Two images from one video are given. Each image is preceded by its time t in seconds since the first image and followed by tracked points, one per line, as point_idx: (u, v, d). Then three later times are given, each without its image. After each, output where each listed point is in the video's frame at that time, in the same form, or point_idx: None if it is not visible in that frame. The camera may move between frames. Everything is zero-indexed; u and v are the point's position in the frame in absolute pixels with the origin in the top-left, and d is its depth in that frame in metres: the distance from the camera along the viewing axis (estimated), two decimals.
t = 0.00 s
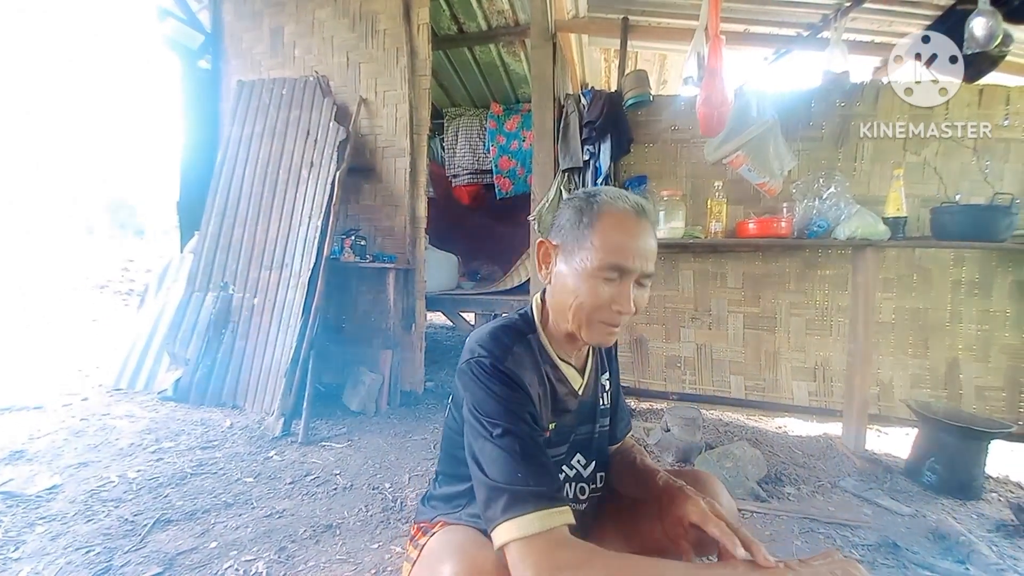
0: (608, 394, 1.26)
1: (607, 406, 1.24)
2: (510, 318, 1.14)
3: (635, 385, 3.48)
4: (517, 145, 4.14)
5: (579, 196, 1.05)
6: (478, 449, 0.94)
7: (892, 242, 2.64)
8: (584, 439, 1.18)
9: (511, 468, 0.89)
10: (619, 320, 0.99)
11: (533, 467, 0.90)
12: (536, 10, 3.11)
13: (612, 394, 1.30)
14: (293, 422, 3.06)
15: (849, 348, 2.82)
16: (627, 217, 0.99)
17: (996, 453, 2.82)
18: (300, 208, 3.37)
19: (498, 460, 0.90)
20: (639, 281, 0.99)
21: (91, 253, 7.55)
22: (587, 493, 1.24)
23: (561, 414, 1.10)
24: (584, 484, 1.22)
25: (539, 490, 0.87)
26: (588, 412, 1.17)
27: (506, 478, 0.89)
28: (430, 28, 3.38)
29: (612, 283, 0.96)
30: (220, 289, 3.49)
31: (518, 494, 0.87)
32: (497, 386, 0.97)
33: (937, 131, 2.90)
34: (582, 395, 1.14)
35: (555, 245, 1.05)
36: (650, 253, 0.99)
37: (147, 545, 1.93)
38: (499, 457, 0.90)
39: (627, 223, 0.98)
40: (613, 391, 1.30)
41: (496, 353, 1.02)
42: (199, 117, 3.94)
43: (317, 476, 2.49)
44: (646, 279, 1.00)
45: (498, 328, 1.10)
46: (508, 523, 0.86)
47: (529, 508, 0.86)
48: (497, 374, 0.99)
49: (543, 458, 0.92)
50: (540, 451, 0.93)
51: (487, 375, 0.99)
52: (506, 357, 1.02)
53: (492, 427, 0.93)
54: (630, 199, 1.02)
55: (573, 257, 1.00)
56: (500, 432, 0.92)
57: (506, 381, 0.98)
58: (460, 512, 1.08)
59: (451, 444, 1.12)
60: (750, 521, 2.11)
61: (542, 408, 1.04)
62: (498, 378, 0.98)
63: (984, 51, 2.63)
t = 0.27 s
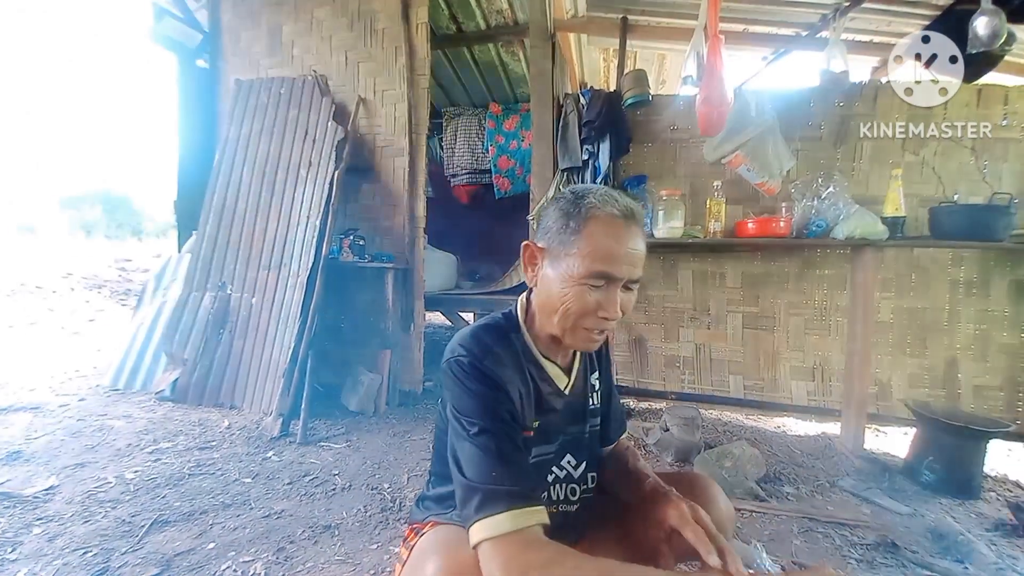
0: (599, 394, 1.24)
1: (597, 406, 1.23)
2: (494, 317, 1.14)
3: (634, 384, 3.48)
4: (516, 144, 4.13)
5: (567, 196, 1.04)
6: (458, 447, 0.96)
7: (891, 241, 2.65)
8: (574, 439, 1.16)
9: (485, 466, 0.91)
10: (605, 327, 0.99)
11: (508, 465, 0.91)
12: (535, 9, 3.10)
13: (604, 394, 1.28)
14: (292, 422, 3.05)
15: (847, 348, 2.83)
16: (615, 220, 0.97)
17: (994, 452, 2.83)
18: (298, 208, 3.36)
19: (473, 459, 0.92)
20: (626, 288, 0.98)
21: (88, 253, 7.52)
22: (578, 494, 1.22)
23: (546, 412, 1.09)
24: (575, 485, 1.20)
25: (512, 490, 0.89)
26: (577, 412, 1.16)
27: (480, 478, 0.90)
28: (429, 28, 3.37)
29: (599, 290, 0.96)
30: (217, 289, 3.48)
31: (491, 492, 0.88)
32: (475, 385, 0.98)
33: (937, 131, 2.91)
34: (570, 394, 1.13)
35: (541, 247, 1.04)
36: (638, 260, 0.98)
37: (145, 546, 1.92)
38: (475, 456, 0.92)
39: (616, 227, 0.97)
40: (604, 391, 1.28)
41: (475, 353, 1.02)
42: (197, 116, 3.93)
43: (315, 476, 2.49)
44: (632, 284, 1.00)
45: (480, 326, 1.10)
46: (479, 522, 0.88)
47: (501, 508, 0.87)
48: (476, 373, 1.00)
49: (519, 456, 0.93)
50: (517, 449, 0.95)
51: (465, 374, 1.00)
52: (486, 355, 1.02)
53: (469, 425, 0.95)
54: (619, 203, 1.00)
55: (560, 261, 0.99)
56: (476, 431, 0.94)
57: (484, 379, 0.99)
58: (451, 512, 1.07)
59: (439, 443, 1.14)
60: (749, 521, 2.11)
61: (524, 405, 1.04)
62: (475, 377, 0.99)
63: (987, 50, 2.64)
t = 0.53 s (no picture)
0: (583, 395, 1.24)
1: (582, 408, 1.22)
2: (469, 319, 1.13)
3: (630, 384, 3.49)
4: (512, 144, 4.15)
5: (528, 192, 1.04)
6: (429, 452, 0.98)
7: (886, 241, 2.66)
8: (557, 441, 1.15)
9: (451, 472, 0.92)
10: (575, 322, 0.98)
11: (473, 471, 0.92)
12: (532, 9, 3.10)
13: (590, 395, 1.28)
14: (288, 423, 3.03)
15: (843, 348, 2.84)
16: (577, 213, 0.97)
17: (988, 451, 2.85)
18: (294, 207, 3.34)
19: (441, 466, 0.93)
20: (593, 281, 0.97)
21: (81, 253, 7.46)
22: (565, 498, 1.22)
23: (523, 414, 1.08)
24: (561, 488, 1.19)
25: (477, 498, 0.90)
26: (559, 414, 1.15)
27: (447, 486, 0.92)
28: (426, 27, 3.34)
29: (564, 285, 0.95)
30: (212, 289, 3.46)
31: (455, 499, 0.90)
32: (442, 390, 0.98)
33: (937, 131, 2.92)
34: (549, 395, 1.12)
35: (508, 246, 1.04)
36: (604, 252, 0.97)
37: (139, 548, 1.91)
38: (442, 462, 0.94)
39: (577, 219, 0.97)
40: (589, 392, 1.27)
41: (445, 357, 1.01)
42: (192, 115, 3.90)
43: (311, 477, 2.47)
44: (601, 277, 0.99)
45: (454, 329, 1.09)
46: (444, 531, 0.89)
47: (466, 516, 0.89)
48: (444, 378, 0.99)
49: (486, 462, 0.94)
50: (484, 454, 0.95)
51: (434, 380, 0.99)
52: (456, 360, 1.01)
53: (438, 431, 0.97)
54: (583, 196, 1.00)
55: (526, 258, 0.98)
56: (444, 437, 0.95)
57: (452, 384, 0.98)
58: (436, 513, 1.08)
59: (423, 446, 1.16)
60: (745, 520, 2.12)
61: (497, 407, 1.03)
62: (444, 383, 0.98)
63: (983, 50, 2.66)
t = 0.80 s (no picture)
0: (571, 398, 1.23)
1: (571, 411, 1.22)
2: (451, 319, 1.14)
3: (628, 384, 3.49)
4: (510, 144, 4.13)
5: (492, 189, 1.05)
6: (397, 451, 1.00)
7: (881, 241, 2.68)
8: (544, 445, 1.14)
9: (407, 474, 0.93)
10: (545, 316, 0.97)
11: (428, 474, 0.92)
12: (529, 10, 3.10)
13: (579, 398, 1.27)
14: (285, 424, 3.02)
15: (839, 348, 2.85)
16: (537, 203, 0.97)
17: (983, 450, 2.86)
18: (291, 207, 3.33)
19: (402, 465, 0.95)
20: (560, 272, 0.97)
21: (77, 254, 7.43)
22: (553, 502, 1.18)
23: (501, 416, 1.07)
24: (548, 492, 1.16)
25: (427, 501, 0.90)
26: (543, 417, 1.14)
27: (403, 486, 0.93)
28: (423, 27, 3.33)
29: (528, 277, 0.96)
30: (209, 290, 3.44)
31: (405, 500, 0.91)
32: (411, 391, 1.00)
33: (937, 131, 2.93)
34: (531, 397, 1.12)
35: (478, 243, 1.06)
36: (570, 241, 0.97)
37: (135, 550, 1.90)
38: (403, 462, 0.96)
39: (537, 209, 0.96)
40: (578, 395, 1.26)
41: (417, 357, 1.02)
42: (189, 115, 3.89)
43: (309, 478, 2.47)
44: (568, 267, 0.98)
45: (434, 329, 1.10)
46: (394, 531, 0.90)
47: (411, 518, 0.89)
48: (414, 379, 1.00)
49: (443, 465, 0.94)
50: (444, 457, 0.95)
51: (405, 380, 1.01)
52: (427, 360, 1.01)
53: (402, 431, 0.99)
54: (546, 185, 0.99)
55: (490, 254, 1.00)
56: (405, 437, 0.97)
57: (420, 385, 0.99)
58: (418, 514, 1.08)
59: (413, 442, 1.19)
60: (742, 520, 2.13)
61: (470, 409, 1.02)
62: (412, 384, 1.00)
63: (974, 51, 2.74)
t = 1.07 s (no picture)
0: (565, 401, 1.23)
1: (565, 414, 1.22)
2: (439, 318, 1.16)
3: (627, 383, 3.49)
4: (509, 144, 4.13)
5: (466, 191, 1.10)
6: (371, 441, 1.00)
7: (880, 241, 2.68)
8: (534, 448, 1.15)
9: (377, 463, 0.93)
10: (521, 311, 1.00)
11: (399, 465, 0.92)
12: (529, 9, 3.09)
13: (575, 401, 1.28)
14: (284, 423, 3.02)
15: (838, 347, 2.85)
16: (503, 199, 1.00)
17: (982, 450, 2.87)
18: (290, 206, 3.33)
19: (373, 455, 0.95)
20: (533, 267, 0.99)
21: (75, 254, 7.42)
22: (541, 503, 1.19)
23: (487, 418, 1.08)
24: (535, 494, 1.17)
25: (394, 492, 0.90)
26: (533, 420, 1.14)
27: (372, 475, 0.92)
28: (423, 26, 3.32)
29: (502, 273, 0.99)
30: (208, 289, 3.44)
31: (372, 490, 0.90)
32: (392, 382, 1.00)
33: (937, 131, 2.93)
34: (520, 400, 1.12)
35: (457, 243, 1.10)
36: (542, 236, 0.99)
37: (134, 549, 1.90)
38: (375, 451, 0.95)
39: (504, 205, 1.00)
40: (574, 397, 1.27)
41: (402, 352, 1.04)
42: (188, 114, 3.89)
43: (308, 477, 2.47)
44: (540, 258, 1.00)
45: (421, 327, 1.12)
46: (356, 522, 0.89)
47: (375, 509, 0.88)
48: (396, 372, 1.01)
49: (415, 459, 0.94)
50: (416, 451, 0.95)
51: (386, 373, 1.02)
52: (411, 355, 1.03)
53: (378, 421, 0.98)
54: (518, 181, 1.02)
55: (467, 253, 1.04)
56: (380, 427, 0.97)
57: (401, 378, 1.00)
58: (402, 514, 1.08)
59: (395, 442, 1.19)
60: (740, 520, 2.13)
61: (452, 409, 1.04)
62: (394, 376, 1.00)
63: (973, 51, 2.77)
